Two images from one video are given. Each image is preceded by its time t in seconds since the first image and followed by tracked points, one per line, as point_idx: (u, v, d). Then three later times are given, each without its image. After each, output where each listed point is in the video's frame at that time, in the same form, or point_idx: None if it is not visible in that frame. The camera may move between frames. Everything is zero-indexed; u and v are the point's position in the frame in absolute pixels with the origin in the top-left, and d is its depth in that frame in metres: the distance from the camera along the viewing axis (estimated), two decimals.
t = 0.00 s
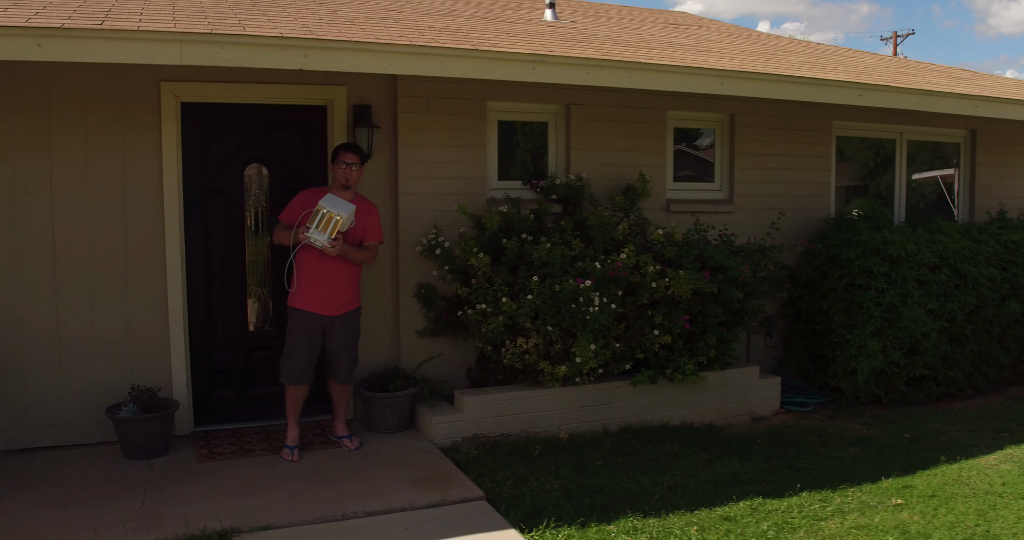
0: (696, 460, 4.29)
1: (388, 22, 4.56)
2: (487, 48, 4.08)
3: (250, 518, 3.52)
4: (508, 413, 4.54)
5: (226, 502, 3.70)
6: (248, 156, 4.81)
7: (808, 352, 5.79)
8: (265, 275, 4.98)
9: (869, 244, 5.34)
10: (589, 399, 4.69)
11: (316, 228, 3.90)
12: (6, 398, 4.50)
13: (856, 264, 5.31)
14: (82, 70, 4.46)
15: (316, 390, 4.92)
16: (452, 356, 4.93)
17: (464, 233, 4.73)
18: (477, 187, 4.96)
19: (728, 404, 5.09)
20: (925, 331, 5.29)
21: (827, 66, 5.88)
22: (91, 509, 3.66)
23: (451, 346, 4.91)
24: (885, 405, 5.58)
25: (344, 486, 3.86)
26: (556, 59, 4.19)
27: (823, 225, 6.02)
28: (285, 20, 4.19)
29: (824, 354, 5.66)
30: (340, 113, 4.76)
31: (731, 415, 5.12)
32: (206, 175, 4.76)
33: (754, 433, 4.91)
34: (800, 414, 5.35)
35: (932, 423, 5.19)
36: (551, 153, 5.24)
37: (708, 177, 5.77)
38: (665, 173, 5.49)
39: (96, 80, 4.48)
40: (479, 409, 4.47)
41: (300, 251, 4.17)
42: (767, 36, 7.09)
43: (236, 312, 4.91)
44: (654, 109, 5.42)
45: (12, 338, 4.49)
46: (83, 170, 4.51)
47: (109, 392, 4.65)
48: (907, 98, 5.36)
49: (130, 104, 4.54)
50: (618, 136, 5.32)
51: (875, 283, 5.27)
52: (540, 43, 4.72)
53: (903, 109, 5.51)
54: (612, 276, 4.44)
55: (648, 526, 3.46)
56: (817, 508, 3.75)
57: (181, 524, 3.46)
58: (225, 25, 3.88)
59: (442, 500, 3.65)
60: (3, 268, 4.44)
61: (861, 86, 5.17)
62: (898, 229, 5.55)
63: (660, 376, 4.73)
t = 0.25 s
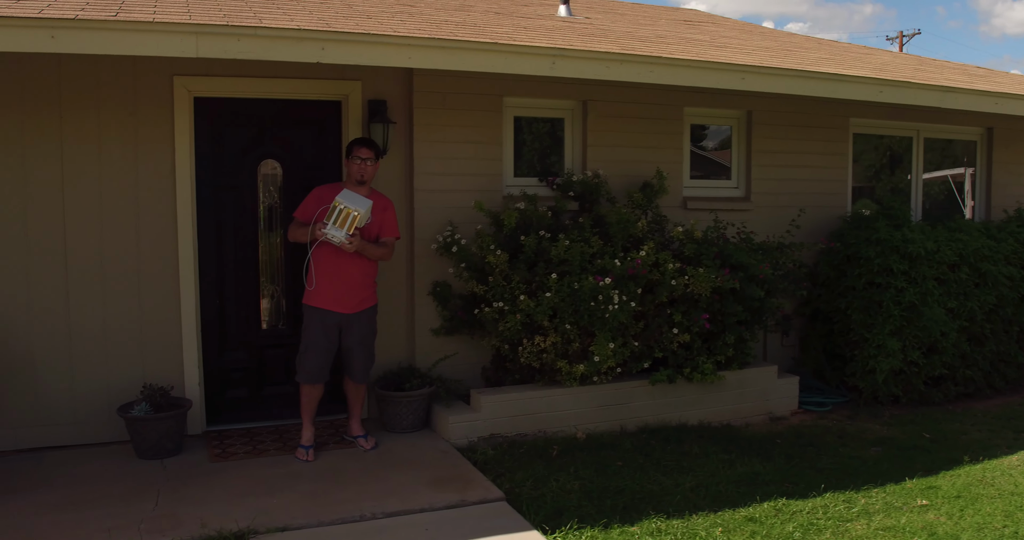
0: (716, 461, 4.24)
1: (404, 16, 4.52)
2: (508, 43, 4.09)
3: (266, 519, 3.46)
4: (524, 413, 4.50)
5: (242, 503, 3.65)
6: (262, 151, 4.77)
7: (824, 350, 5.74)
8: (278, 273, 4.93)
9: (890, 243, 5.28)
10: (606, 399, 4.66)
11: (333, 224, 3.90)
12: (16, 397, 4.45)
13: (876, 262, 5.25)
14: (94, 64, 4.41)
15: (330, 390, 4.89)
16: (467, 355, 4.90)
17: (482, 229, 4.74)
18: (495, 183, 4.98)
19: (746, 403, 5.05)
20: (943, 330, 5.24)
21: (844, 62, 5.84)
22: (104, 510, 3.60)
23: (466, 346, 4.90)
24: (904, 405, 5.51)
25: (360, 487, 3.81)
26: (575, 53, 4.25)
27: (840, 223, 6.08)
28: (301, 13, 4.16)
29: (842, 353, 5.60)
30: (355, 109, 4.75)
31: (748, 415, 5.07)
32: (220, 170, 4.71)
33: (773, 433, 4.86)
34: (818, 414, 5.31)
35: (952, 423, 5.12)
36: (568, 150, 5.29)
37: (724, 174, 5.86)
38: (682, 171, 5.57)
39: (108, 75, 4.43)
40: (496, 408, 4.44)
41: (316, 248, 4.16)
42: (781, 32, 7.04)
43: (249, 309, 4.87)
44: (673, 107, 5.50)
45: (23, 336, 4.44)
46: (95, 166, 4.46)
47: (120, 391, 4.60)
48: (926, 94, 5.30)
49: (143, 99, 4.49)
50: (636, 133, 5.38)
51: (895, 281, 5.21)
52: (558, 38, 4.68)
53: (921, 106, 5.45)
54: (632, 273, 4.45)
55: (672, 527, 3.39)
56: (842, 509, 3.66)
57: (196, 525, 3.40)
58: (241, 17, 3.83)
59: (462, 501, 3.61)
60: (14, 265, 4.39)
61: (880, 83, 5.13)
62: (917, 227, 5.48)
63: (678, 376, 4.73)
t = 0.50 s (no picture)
0: (734, 459, 4.21)
1: (420, 9, 4.52)
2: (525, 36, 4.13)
3: (283, 515, 3.43)
4: (541, 410, 4.60)
5: (258, 499, 3.63)
6: (277, 146, 4.79)
7: (841, 348, 5.70)
8: (292, 268, 4.95)
9: (907, 240, 5.25)
10: (623, 396, 4.77)
11: (350, 219, 3.96)
12: (30, 393, 4.44)
13: (894, 259, 5.22)
14: (110, 58, 4.43)
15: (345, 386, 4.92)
16: (485, 351, 5.06)
17: (499, 225, 4.89)
18: (510, 178, 5.14)
19: (762, 401, 5.14)
20: (960, 328, 5.19)
21: (861, 57, 5.84)
22: (119, 506, 3.59)
23: (483, 342, 5.05)
24: (921, 403, 5.45)
25: (377, 483, 3.79)
26: (593, 47, 4.28)
27: (856, 220, 6.17)
28: (317, 5, 4.15)
29: (858, 350, 5.57)
30: (371, 105, 4.84)
31: (765, 413, 5.15)
32: (234, 164, 4.72)
33: (790, 431, 4.86)
34: (835, 412, 5.31)
35: (971, 421, 5.07)
36: (583, 147, 5.45)
37: (741, 171, 5.96)
38: (698, 167, 5.70)
39: (124, 70, 4.44)
40: (513, 405, 4.52)
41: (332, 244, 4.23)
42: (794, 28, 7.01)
43: (264, 306, 4.88)
44: (687, 105, 5.64)
45: (37, 331, 4.44)
46: (111, 162, 4.47)
47: (134, 387, 4.60)
48: (944, 90, 5.26)
49: (159, 94, 4.50)
50: (651, 129, 5.52)
51: (913, 278, 5.17)
52: (574, 33, 4.68)
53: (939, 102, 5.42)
54: (649, 269, 4.58)
55: (693, 524, 3.36)
56: (863, 506, 3.59)
57: (213, 521, 3.37)
58: (258, 9, 3.82)
59: (480, 498, 3.59)
60: (30, 260, 4.40)
61: (898, 78, 5.08)
62: (935, 225, 5.43)
63: (695, 372, 4.83)
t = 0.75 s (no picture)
0: (752, 456, 4.20)
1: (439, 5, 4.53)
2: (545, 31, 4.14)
3: (303, 509, 3.44)
4: (558, 407, 4.64)
5: (277, 493, 3.64)
6: (295, 142, 4.86)
7: (858, 346, 5.68)
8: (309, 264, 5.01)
9: (926, 237, 5.20)
10: (641, 393, 4.81)
11: (369, 213, 3.98)
12: (50, 387, 4.48)
13: (912, 256, 5.17)
14: (131, 55, 4.48)
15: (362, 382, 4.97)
16: (501, 347, 5.13)
17: (517, 220, 4.96)
18: (528, 174, 5.21)
19: (779, 399, 5.16)
20: (979, 326, 5.16)
21: (880, 53, 5.85)
22: (139, 499, 3.60)
23: (499, 339, 5.12)
24: (939, 401, 5.42)
25: (396, 478, 3.80)
26: (612, 42, 4.30)
27: (874, 217, 6.13)
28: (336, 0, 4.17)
29: (875, 348, 5.54)
30: (389, 100, 4.90)
31: (782, 410, 5.18)
32: (253, 160, 4.80)
33: (808, 429, 4.85)
34: (853, 410, 5.31)
35: (990, 420, 5.03)
36: (600, 143, 5.51)
37: (757, 167, 5.95)
38: (715, 163, 5.71)
39: (143, 67, 4.49)
40: (530, 401, 4.57)
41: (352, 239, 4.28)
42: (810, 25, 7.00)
43: (281, 302, 4.95)
44: (703, 102, 5.65)
45: (56, 325, 4.48)
46: (131, 158, 4.52)
47: (152, 382, 4.64)
48: (963, 87, 5.23)
49: (178, 91, 4.56)
50: (667, 126, 5.55)
51: (932, 276, 5.13)
52: (592, 29, 4.69)
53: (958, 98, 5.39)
54: (669, 265, 4.61)
55: (714, 520, 3.35)
56: (884, 503, 3.56)
57: (234, 515, 3.37)
58: (278, 3, 3.83)
59: (500, 493, 3.59)
60: (50, 254, 4.44)
61: (918, 74, 5.06)
62: (954, 222, 5.39)
63: (712, 369, 4.86)
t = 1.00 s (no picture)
0: (769, 454, 4.19)
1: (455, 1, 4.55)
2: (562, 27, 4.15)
3: (320, 504, 3.45)
4: (574, 404, 4.65)
5: (293, 487, 3.66)
6: (311, 138, 4.92)
7: (875, 345, 5.64)
8: (326, 260, 5.06)
9: (945, 235, 5.15)
10: (657, 390, 4.80)
11: (385, 209, 4.02)
12: (68, 381, 4.52)
13: (930, 254, 5.12)
14: (149, 53, 4.52)
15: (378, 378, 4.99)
16: (517, 344, 5.15)
17: (533, 217, 4.98)
18: (543, 171, 5.22)
19: (796, 397, 5.14)
20: (997, 325, 5.11)
21: (897, 49, 5.82)
22: (156, 492, 3.63)
23: (515, 336, 5.14)
24: (957, 401, 5.37)
25: (411, 473, 3.81)
26: (630, 38, 4.29)
27: (891, 215, 6.09)
28: None
29: (893, 347, 5.51)
30: (406, 96, 4.95)
31: (799, 408, 5.16)
32: (271, 157, 4.86)
33: (825, 427, 4.83)
34: (871, 408, 5.28)
35: (1009, 420, 4.97)
36: (617, 140, 5.51)
37: (774, 165, 5.93)
38: (732, 161, 5.69)
39: (162, 64, 4.54)
40: (546, 398, 4.58)
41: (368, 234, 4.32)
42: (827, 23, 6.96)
43: (298, 298, 4.99)
44: (719, 99, 5.63)
45: (74, 321, 4.52)
46: (148, 155, 4.57)
47: (169, 378, 4.68)
48: (983, 83, 5.18)
49: (195, 88, 4.60)
50: (683, 123, 5.54)
51: (951, 274, 5.08)
52: (608, 25, 4.68)
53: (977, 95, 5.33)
54: (685, 262, 4.61)
55: (730, 517, 3.33)
56: (902, 502, 3.53)
57: (250, 509, 3.39)
58: None
59: (516, 489, 3.59)
60: (69, 251, 4.49)
61: (937, 71, 5.00)
62: (973, 220, 5.33)
63: (729, 367, 4.85)
